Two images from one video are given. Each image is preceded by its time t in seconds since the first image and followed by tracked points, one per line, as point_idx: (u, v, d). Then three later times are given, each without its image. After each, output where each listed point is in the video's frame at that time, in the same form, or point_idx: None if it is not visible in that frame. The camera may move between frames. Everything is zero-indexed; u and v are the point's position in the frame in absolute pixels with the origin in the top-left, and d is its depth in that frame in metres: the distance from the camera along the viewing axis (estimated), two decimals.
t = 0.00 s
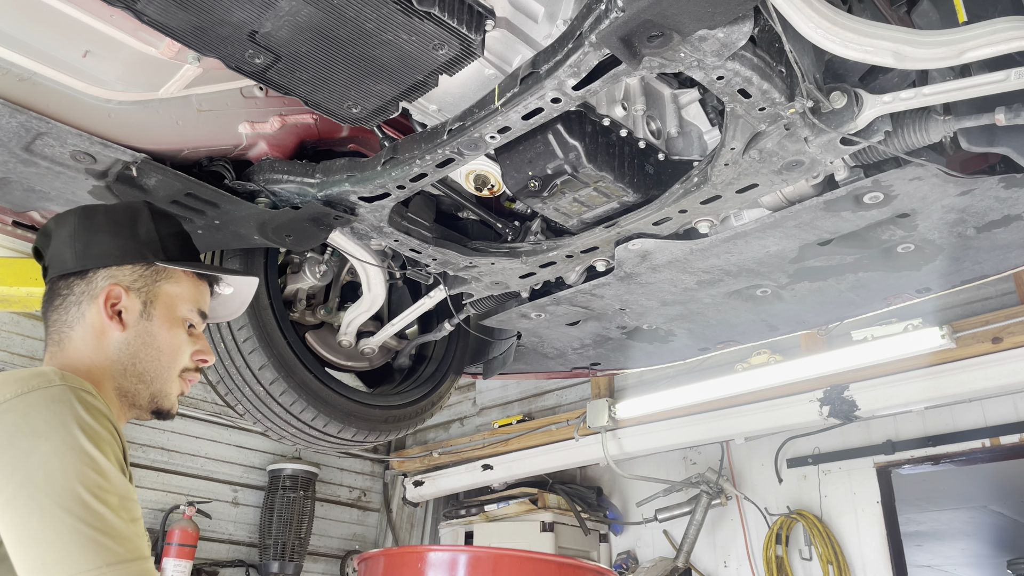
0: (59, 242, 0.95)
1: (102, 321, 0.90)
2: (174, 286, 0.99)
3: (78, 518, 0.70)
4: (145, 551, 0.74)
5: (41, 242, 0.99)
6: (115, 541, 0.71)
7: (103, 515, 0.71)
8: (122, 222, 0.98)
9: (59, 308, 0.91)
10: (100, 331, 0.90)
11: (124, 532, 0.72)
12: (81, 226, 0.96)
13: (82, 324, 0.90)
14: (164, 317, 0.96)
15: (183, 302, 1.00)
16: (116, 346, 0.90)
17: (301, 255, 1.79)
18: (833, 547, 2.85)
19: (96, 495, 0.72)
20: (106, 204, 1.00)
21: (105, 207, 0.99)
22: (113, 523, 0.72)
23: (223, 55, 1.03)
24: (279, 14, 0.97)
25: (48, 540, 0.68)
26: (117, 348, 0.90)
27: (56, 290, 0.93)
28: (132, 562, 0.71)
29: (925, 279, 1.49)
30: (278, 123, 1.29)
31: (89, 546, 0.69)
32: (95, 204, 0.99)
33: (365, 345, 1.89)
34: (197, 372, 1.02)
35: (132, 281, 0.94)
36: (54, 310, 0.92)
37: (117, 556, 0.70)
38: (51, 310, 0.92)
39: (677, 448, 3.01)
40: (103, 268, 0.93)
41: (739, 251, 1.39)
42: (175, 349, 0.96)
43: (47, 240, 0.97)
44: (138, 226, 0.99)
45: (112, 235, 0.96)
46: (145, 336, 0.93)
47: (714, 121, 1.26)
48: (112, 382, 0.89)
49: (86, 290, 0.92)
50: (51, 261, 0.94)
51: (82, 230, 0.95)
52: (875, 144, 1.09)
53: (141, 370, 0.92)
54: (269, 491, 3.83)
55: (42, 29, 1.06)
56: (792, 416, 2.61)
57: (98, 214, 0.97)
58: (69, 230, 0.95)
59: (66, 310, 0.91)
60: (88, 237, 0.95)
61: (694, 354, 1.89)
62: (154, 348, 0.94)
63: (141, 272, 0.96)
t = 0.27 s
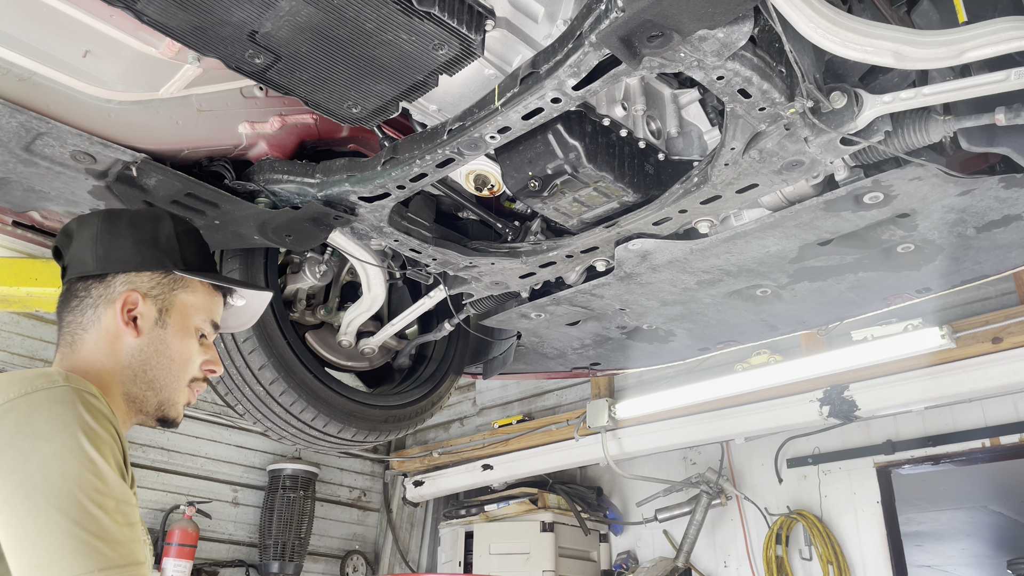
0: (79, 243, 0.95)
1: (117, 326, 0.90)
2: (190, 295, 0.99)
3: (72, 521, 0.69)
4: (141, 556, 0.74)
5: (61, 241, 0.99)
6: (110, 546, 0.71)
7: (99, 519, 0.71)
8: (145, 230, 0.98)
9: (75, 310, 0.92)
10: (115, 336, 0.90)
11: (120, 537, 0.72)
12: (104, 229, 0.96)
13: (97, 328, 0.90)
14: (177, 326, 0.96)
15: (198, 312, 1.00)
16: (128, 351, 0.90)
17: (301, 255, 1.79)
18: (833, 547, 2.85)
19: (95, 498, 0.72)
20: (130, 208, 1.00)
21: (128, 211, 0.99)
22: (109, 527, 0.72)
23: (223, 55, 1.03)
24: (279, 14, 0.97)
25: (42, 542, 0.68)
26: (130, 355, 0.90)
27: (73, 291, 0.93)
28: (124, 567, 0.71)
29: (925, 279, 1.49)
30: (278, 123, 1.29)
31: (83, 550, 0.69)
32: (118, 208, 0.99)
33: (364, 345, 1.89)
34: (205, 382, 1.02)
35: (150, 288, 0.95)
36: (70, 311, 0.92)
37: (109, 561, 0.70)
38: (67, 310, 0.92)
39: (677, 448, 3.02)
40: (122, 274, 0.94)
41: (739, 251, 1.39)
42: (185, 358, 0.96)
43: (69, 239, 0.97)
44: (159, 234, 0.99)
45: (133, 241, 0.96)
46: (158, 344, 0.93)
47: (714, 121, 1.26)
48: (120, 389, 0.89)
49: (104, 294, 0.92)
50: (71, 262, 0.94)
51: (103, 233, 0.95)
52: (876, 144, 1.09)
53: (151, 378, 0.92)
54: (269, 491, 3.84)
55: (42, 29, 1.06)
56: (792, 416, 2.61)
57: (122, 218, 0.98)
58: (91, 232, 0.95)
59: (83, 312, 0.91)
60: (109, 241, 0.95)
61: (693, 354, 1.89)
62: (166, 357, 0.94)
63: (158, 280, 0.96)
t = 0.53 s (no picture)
0: (72, 255, 0.95)
1: (119, 332, 0.91)
2: (187, 291, 1.00)
3: (62, 516, 0.69)
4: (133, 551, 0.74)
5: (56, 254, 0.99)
6: (99, 541, 0.70)
7: (89, 514, 0.71)
8: (135, 233, 0.98)
9: (75, 322, 0.92)
10: (117, 342, 0.91)
11: (110, 532, 0.72)
12: (94, 238, 0.96)
13: (100, 336, 0.91)
14: (181, 325, 0.97)
15: (198, 306, 1.01)
16: (133, 355, 0.91)
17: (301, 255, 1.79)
18: (833, 547, 2.85)
19: (84, 493, 0.72)
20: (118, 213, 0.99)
21: (116, 217, 0.98)
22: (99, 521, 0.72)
23: (223, 55, 1.03)
24: (279, 14, 0.97)
25: (32, 536, 0.68)
26: (136, 359, 0.91)
27: (72, 303, 0.94)
28: (114, 562, 0.70)
29: (925, 279, 1.49)
30: (278, 123, 1.29)
31: (72, 545, 0.68)
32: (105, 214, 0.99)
33: (365, 345, 1.89)
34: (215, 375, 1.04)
35: (148, 292, 0.95)
36: (70, 323, 0.93)
37: (101, 554, 0.70)
38: (68, 323, 0.93)
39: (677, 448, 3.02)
40: (116, 281, 0.94)
41: (739, 251, 1.39)
42: (191, 355, 0.97)
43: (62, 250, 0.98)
44: (149, 235, 0.99)
45: (125, 247, 0.96)
46: (162, 345, 0.94)
47: (714, 121, 1.26)
48: (129, 393, 0.91)
49: (102, 303, 0.92)
50: (66, 275, 0.95)
51: (94, 243, 0.95)
52: (875, 144, 1.09)
53: (160, 379, 0.93)
54: (269, 491, 3.84)
55: (42, 29, 1.06)
56: (792, 416, 2.61)
57: (109, 225, 0.97)
58: (82, 243, 0.96)
59: (83, 323, 0.91)
60: (101, 251, 0.95)
61: (693, 354, 1.89)
62: (172, 358, 0.95)
63: (155, 281, 0.96)
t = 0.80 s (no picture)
0: (53, 273, 0.95)
1: (116, 343, 0.93)
2: (175, 287, 1.01)
3: None
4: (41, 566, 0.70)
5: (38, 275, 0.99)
6: None
7: None
8: (107, 239, 0.97)
9: (69, 338, 0.93)
10: (114, 351, 0.93)
11: (19, 544, 0.69)
12: (67, 253, 0.95)
13: (95, 348, 0.92)
14: (176, 322, 0.99)
15: (187, 299, 1.02)
16: (136, 362, 0.94)
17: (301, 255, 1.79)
18: (833, 547, 2.85)
19: None
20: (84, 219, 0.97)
21: (83, 225, 0.96)
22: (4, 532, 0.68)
23: (223, 55, 1.03)
24: (279, 14, 0.97)
25: None
26: (136, 365, 0.94)
27: (62, 321, 0.94)
28: None
29: (925, 279, 1.49)
30: (278, 123, 1.29)
31: None
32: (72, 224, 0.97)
33: (364, 345, 1.89)
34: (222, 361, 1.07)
35: (136, 298, 0.96)
36: (65, 340, 0.94)
37: (2, 567, 0.67)
38: (63, 340, 0.94)
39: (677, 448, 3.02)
40: (101, 291, 0.94)
41: (739, 251, 1.39)
42: (193, 349, 1.00)
43: (41, 270, 0.97)
44: (123, 238, 0.98)
45: (101, 256, 0.95)
46: (162, 347, 0.97)
47: (714, 121, 1.26)
48: (135, 396, 0.94)
49: (92, 316, 0.93)
50: (51, 296, 0.95)
51: (69, 258, 0.94)
52: (876, 143, 1.09)
53: (166, 379, 0.96)
54: (269, 491, 3.84)
55: (42, 29, 1.06)
56: (792, 416, 2.61)
57: (80, 235, 0.96)
58: (57, 259, 0.95)
59: (78, 339, 0.93)
60: (78, 264, 0.94)
61: (694, 354, 1.89)
62: (175, 357, 0.97)
63: (140, 284, 0.97)
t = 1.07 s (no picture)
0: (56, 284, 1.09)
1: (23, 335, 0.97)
2: (60, 270, 0.98)
3: None
4: None
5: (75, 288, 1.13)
6: None
7: None
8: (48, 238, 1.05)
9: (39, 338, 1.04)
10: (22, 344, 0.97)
11: None
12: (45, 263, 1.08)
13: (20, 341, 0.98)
14: (48, 307, 0.96)
15: (69, 281, 0.97)
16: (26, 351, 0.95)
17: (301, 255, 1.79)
18: (833, 547, 2.85)
19: None
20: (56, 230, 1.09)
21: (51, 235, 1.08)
22: None
23: (223, 55, 1.03)
24: (279, 14, 0.97)
25: None
26: (25, 357, 0.95)
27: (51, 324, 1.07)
28: None
29: (925, 279, 1.49)
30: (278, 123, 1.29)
31: None
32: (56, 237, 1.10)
33: (365, 345, 1.89)
34: (128, 352, 0.96)
35: (36, 289, 0.99)
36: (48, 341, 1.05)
37: None
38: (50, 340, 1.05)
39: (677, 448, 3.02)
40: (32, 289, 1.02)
41: (739, 251, 1.39)
42: (54, 334, 0.93)
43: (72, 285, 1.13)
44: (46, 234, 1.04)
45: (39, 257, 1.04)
46: (38, 336, 0.95)
47: (714, 121, 1.26)
48: (53, 401, 0.93)
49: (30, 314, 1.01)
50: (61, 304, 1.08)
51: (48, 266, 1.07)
52: (876, 143, 1.09)
53: (36, 367, 0.93)
54: (269, 491, 3.84)
55: (42, 29, 1.06)
56: (792, 416, 2.61)
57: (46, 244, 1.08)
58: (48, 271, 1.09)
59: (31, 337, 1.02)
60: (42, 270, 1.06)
61: (694, 354, 1.89)
62: (39, 343, 0.94)
63: (41, 274, 1.00)
